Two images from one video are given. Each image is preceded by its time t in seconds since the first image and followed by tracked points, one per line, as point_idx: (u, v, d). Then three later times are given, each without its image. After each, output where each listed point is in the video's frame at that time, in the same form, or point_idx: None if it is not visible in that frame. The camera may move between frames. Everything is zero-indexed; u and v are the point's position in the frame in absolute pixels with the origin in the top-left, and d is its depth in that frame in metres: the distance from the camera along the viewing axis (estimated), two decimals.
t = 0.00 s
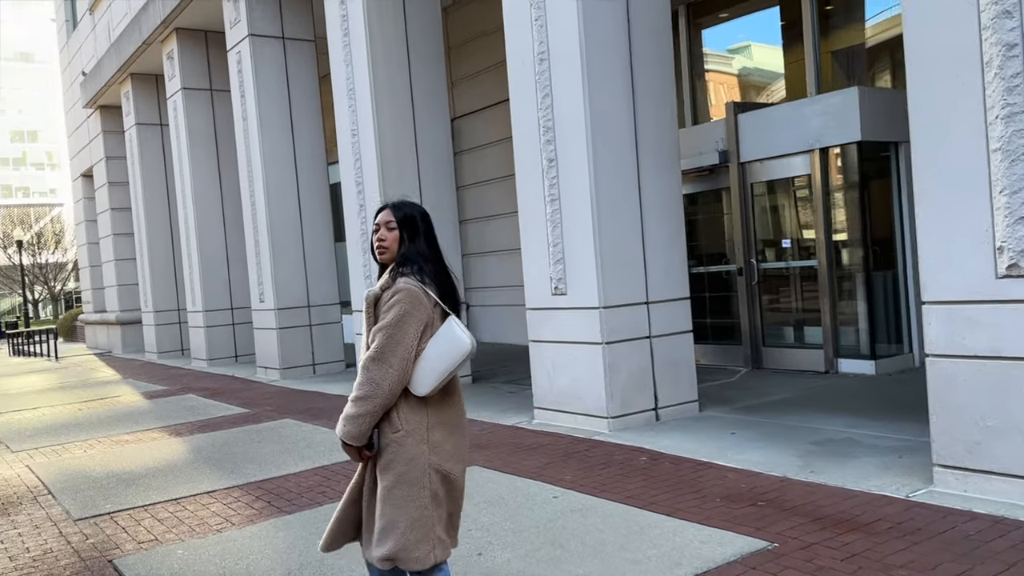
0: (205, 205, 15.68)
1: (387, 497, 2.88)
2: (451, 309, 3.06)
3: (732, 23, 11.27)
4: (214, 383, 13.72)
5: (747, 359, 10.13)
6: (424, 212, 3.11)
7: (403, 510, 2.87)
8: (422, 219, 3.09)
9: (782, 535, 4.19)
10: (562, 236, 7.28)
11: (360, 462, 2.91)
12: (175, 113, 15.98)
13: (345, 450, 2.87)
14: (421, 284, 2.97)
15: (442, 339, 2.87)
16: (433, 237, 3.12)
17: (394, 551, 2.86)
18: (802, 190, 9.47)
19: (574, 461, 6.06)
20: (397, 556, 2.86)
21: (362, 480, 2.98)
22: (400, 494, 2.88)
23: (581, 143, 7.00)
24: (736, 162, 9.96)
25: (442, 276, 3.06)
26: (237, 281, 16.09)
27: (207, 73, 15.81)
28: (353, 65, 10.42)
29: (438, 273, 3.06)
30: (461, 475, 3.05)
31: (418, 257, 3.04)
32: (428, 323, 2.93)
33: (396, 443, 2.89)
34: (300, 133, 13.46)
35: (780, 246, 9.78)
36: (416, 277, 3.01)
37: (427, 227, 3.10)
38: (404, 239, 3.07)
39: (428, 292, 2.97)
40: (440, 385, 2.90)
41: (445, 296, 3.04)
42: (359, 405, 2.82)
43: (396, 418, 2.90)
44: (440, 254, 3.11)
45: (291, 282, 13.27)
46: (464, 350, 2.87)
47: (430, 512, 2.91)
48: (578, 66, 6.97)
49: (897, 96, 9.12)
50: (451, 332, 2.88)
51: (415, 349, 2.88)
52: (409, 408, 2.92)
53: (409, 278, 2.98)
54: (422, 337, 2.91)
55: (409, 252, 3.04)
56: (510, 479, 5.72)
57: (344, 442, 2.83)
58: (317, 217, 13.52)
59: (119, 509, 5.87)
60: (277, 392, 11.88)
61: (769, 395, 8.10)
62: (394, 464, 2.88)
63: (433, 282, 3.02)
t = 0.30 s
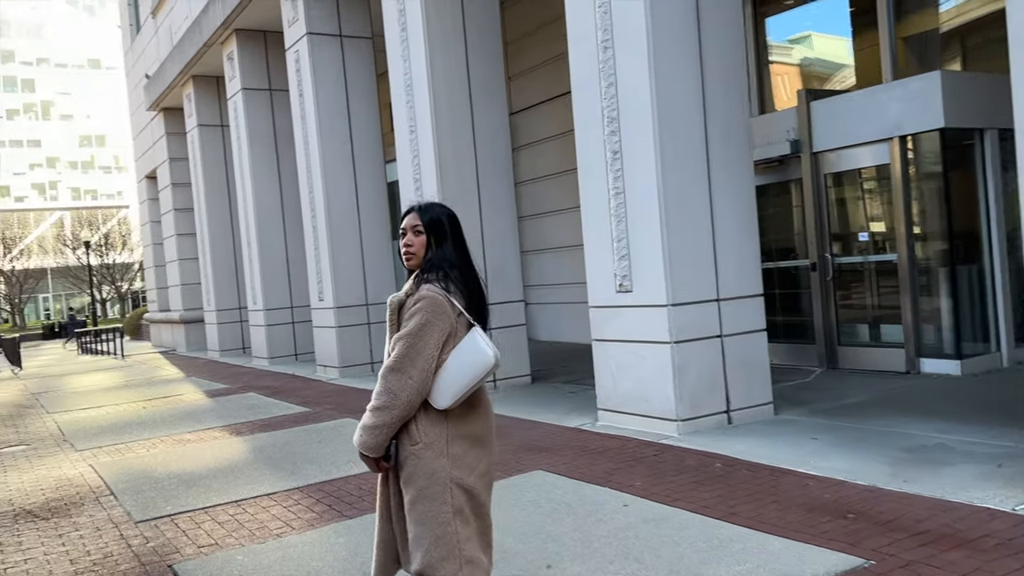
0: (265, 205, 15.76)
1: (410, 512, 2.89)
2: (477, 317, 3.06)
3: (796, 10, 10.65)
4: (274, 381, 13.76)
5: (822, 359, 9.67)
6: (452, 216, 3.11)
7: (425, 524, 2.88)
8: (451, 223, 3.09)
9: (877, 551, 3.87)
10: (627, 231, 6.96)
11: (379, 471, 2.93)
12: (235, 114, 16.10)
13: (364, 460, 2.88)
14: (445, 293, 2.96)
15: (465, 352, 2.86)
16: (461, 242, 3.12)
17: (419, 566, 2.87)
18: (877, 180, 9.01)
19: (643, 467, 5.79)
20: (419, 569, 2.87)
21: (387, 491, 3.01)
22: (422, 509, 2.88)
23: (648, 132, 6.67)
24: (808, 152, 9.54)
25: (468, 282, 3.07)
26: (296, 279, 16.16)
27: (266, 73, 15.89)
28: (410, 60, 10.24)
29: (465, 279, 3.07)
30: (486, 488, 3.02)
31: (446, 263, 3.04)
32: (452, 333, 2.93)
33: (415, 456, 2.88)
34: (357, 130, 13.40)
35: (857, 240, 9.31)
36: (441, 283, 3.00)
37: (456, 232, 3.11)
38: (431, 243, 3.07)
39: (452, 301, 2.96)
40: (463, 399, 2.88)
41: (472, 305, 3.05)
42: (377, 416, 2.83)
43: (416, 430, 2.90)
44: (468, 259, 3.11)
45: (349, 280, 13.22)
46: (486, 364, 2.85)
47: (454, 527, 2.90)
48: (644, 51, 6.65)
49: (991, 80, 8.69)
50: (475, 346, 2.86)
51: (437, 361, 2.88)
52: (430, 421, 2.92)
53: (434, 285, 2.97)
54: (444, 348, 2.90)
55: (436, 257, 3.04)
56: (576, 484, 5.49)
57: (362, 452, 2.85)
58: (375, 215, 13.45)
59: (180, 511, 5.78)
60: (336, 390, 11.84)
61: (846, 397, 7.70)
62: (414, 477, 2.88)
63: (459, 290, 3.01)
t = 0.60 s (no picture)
0: (318, 205, 15.80)
1: (437, 523, 2.76)
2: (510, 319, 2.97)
3: (855, 1, 10.17)
4: (328, 381, 13.75)
5: (893, 362, 9.23)
6: (478, 217, 3.02)
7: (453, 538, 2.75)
8: (477, 224, 3.00)
9: None
10: (690, 229, 6.67)
11: (416, 484, 2.80)
12: (289, 115, 16.16)
13: (401, 471, 2.75)
14: (482, 293, 2.85)
15: (508, 354, 2.77)
16: (488, 243, 3.04)
17: None
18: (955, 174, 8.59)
19: (709, 477, 5.52)
20: None
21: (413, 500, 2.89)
22: (451, 520, 2.76)
23: (713, 126, 6.39)
24: (879, 145, 9.10)
25: (498, 283, 2.98)
26: (349, 279, 16.15)
27: (319, 73, 15.92)
28: (463, 57, 10.06)
29: (496, 280, 2.98)
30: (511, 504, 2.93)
31: (476, 264, 2.94)
32: (490, 336, 2.82)
33: (453, 466, 2.77)
34: (409, 129, 13.30)
35: (933, 236, 8.90)
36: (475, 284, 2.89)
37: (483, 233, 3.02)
38: (458, 244, 2.98)
39: (489, 303, 2.86)
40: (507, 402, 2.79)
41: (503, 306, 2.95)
42: (419, 427, 2.70)
43: (453, 440, 2.79)
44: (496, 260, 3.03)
45: (401, 280, 13.14)
46: (531, 363, 2.78)
47: (479, 539, 2.79)
48: (708, 42, 6.36)
49: None
50: (516, 346, 2.77)
51: (478, 366, 2.77)
52: (468, 430, 2.81)
53: (469, 286, 2.87)
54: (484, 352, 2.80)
55: (466, 259, 2.94)
56: (639, 495, 5.25)
57: (401, 464, 2.72)
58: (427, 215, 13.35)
59: (234, 516, 5.69)
60: (389, 391, 11.75)
61: (921, 403, 7.30)
62: (448, 488, 2.76)
63: (493, 291, 2.92)
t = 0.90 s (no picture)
0: (357, 204, 15.81)
1: (466, 525, 2.64)
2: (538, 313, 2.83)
3: None
4: (366, 380, 13.71)
5: (948, 365, 8.89)
6: (503, 208, 2.87)
7: (482, 541, 2.62)
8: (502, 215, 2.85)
9: None
10: (736, 225, 6.45)
11: (444, 484, 2.67)
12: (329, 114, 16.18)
13: (428, 470, 2.62)
14: (509, 283, 2.72)
15: (538, 347, 2.63)
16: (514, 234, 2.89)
17: None
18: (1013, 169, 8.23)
19: (757, 483, 5.32)
20: None
21: (442, 500, 2.76)
22: (481, 522, 2.63)
23: (761, 118, 6.17)
24: (934, 139, 8.77)
25: (526, 275, 2.83)
26: (387, 278, 16.12)
27: (359, 73, 15.92)
28: (502, 53, 9.90)
29: (523, 272, 2.83)
30: (547, 507, 2.79)
31: (502, 256, 2.79)
32: (519, 327, 2.70)
33: (482, 465, 2.64)
34: (448, 127, 13.22)
35: (990, 234, 8.53)
36: (503, 274, 2.76)
37: (509, 225, 2.87)
38: (483, 235, 2.83)
39: (516, 293, 2.73)
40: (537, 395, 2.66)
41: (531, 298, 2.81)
42: (446, 422, 2.57)
43: (483, 437, 2.66)
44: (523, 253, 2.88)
45: (439, 279, 13.05)
46: (563, 357, 2.64)
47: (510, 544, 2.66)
48: (757, 31, 6.14)
49: None
50: (548, 339, 2.64)
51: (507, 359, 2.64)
52: (499, 426, 2.68)
53: (496, 276, 2.73)
54: (513, 344, 2.67)
55: (492, 250, 2.79)
56: (684, 500, 5.07)
57: (428, 463, 2.59)
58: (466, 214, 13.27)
59: (271, 516, 5.62)
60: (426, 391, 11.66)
61: (980, 407, 6.99)
62: (477, 487, 2.63)
63: (520, 282, 2.78)
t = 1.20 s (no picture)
0: (388, 206, 15.78)
1: (496, 539, 2.53)
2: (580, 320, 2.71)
3: None
4: (397, 382, 13.65)
5: (995, 372, 8.61)
6: (549, 209, 2.74)
7: (512, 557, 2.51)
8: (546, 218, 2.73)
9: None
10: (778, 227, 6.28)
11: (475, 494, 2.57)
12: (360, 117, 16.18)
13: (458, 480, 2.53)
14: (549, 290, 2.60)
15: (575, 357, 2.48)
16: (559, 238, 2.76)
17: None
18: None
19: (801, 495, 5.15)
20: None
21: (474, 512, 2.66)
22: (511, 537, 2.51)
23: (804, 117, 5.98)
24: (980, 140, 8.50)
25: (571, 281, 2.71)
26: (418, 281, 16.07)
27: (390, 75, 15.90)
28: (535, 54, 9.77)
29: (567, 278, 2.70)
30: (583, 525, 2.66)
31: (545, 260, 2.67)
32: (556, 337, 2.57)
33: (514, 478, 2.53)
34: (480, 129, 13.13)
35: None
36: (544, 280, 2.64)
37: (554, 228, 2.74)
38: (525, 238, 2.71)
39: (556, 300, 2.61)
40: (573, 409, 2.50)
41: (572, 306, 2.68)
42: (476, 431, 2.48)
43: (515, 448, 2.55)
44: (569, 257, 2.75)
45: (470, 281, 12.97)
46: (601, 370, 2.46)
47: (542, 562, 2.53)
48: (801, 27, 5.96)
49: None
50: (586, 350, 2.48)
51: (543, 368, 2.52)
52: (532, 438, 2.56)
53: (535, 282, 2.62)
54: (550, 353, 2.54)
55: (534, 255, 2.68)
56: (725, 512, 4.92)
57: (457, 471, 2.51)
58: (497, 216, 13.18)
59: (302, 522, 5.55)
60: (457, 394, 11.58)
61: None
62: (507, 500, 2.52)
63: (563, 289, 2.66)
